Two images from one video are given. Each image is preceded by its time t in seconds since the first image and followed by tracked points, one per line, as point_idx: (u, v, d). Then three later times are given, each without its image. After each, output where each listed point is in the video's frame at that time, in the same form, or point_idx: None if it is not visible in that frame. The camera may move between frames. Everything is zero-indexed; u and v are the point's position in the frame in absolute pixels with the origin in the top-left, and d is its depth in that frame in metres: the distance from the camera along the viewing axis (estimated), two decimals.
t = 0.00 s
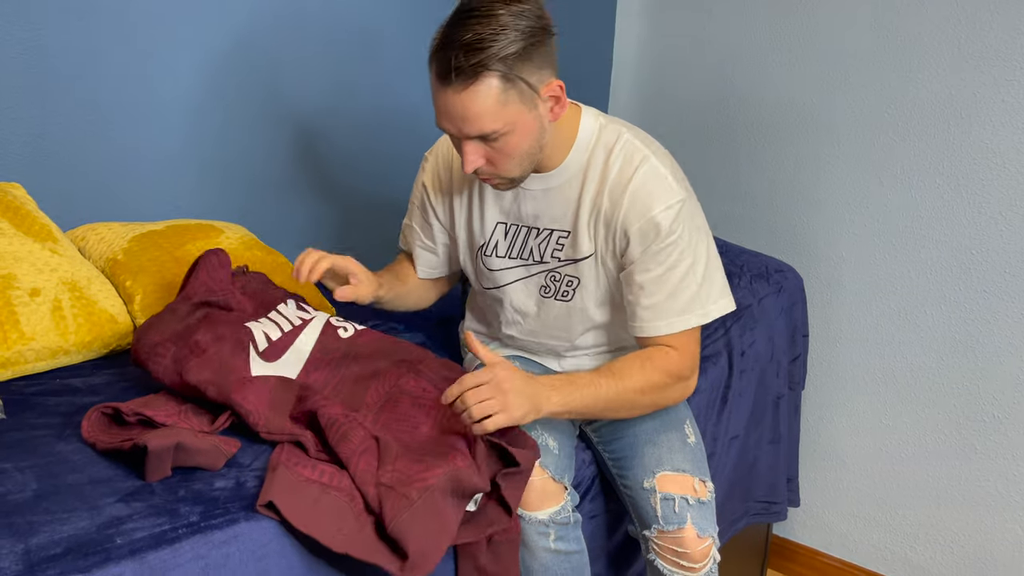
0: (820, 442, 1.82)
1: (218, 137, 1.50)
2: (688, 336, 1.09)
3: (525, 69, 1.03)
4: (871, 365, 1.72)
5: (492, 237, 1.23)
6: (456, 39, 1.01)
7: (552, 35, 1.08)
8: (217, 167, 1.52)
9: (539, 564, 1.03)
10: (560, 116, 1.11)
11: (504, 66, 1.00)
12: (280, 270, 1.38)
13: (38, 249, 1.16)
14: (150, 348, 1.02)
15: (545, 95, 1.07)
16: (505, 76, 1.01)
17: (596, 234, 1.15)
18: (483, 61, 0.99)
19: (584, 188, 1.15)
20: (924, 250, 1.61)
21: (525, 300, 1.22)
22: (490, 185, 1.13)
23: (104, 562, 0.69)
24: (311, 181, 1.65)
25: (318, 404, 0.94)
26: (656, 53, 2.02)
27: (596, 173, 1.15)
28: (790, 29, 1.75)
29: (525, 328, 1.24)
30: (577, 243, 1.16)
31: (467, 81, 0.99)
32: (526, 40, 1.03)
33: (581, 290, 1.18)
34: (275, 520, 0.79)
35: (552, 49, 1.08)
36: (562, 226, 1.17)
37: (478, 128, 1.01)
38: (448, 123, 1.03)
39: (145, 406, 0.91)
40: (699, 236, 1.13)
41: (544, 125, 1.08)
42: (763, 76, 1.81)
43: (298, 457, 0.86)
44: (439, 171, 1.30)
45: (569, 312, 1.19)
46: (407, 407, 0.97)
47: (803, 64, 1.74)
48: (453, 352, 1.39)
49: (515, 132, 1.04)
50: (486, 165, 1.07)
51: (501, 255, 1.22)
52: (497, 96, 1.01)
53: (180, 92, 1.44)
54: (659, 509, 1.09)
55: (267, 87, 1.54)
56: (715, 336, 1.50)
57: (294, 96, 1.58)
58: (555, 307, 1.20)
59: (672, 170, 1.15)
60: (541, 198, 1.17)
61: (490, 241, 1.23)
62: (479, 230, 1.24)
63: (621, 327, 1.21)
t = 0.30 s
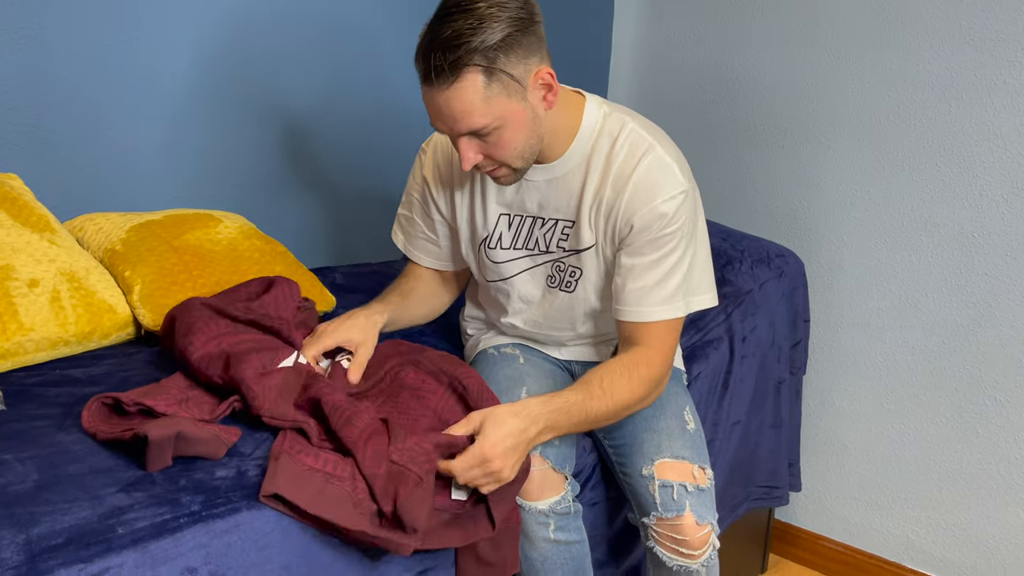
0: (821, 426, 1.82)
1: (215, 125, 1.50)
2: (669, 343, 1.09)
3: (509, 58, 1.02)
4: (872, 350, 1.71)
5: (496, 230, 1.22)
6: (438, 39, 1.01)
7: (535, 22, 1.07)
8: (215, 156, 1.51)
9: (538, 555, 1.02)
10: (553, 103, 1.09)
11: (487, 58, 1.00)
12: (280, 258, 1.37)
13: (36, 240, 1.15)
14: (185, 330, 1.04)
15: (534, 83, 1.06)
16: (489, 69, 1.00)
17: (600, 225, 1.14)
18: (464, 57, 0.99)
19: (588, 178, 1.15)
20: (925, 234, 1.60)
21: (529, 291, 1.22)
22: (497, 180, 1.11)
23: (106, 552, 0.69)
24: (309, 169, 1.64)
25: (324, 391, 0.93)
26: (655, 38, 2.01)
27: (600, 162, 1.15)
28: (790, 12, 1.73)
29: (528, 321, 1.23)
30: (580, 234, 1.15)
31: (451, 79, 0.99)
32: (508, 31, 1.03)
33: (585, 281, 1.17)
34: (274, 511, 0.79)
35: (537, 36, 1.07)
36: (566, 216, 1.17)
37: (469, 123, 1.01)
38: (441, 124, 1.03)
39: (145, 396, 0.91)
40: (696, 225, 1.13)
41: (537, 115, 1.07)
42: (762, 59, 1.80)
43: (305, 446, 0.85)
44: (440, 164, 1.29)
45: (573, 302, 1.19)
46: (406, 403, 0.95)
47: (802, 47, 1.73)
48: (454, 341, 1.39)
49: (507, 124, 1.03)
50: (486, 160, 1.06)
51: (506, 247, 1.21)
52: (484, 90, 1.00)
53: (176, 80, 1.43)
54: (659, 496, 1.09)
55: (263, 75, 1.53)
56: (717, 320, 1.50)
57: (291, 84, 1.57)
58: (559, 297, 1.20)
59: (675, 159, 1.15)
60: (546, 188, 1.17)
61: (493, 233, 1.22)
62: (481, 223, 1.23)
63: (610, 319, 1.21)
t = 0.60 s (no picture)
0: (827, 408, 1.81)
1: (213, 112, 1.48)
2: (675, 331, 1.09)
3: (514, 41, 1.01)
4: (876, 331, 1.71)
5: (497, 216, 1.20)
6: (440, 22, 0.99)
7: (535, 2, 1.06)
8: (213, 144, 1.50)
9: (543, 542, 1.01)
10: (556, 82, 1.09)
11: (493, 40, 0.99)
12: (280, 245, 1.36)
13: (34, 231, 1.14)
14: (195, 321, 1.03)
15: (538, 63, 1.06)
16: (495, 51, 0.99)
17: (603, 208, 1.13)
18: (470, 40, 0.98)
19: (588, 161, 1.13)
20: (930, 214, 1.59)
21: (531, 276, 1.21)
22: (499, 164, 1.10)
23: (109, 545, 0.69)
24: (308, 156, 1.63)
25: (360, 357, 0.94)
26: (656, 19, 1.99)
27: (600, 145, 1.13)
28: None
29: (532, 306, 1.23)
30: (583, 218, 1.14)
31: (458, 62, 0.98)
32: (511, 13, 1.02)
33: (588, 264, 1.17)
34: (280, 499, 0.79)
35: (537, 15, 1.06)
36: (567, 200, 1.16)
37: (476, 107, 0.99)
38: (445, 107, 1.01)
39: (147, 387, 0.90)
40: (699, 206, 1.13)
41: (541, 95, 1.06)
42: (764, 39, 1.78)
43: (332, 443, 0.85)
44: (438, 151, 1.27)
45: (576, 286, 1.18)
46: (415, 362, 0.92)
47: (805, 26, 1.70)
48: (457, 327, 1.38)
49: (513, 106, 1.02)
50: (492, 144, 1.05)
51: (507, 233, 1.20)
52: (491, 72, 0.99)
53: (172, 68, 1.41)
54: (666, 480, 1.09)
55: (259, 61, 1.51)
56: (720, 304, 1.49)
57: (288, 69, 1.56)
58: (562, 282, 1.19)
59: (675, 139, 1.14)
60: (547, 172, 1.15)
61: (495, 219, 1.21)
62: (482, 209, 1.22)
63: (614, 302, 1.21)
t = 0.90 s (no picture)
0: (834, 387, 1.80)
1: (208, 99, 1.45)
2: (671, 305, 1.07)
3: (529, 13, 0.98)
4: (884, 308, 1.68)
5: (497, 193, 1.18)
6: None
7: None
8: (209, 132, 1.47)
9: (551, 529, 1.00)
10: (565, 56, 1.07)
11: (509, 11, 0.96)
12: (278, 233, 1.34)
13: (28, 223, 1.12)
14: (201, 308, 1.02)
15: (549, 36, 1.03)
16: (511, 22, 0.96)
17: (604, 182, 1.11)
18: (486, 8, 0.95)
19: (588, 134, 1.11)
20: (938, 189, 1.56)
21: (533, 255, 1.19)
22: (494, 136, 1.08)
23: (109, 544, 0.67)
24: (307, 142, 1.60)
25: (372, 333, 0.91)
26: None
27: (600, 118, 1.11)
28: None
29: (533, 285, 1.21)
30: (583, 192, 1.12)
31: (472, 31, 0.94)
32: None
33: (591, 240, 1.15)
34: (286, 493, 0.78)
35: None
36: (568, 175, 1.14)
37: (485, 77, 0.97)
38: (451, 74, 0.98)
39: (144, 381, 0.88)
40: (699, 178, 1.12)
41: (548, 69, 1.04)
42: (769, 13, 1.74)
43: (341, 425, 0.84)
44: (435, 131, 1.25)
45: (578, 264, 1.17)
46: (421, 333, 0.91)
47: None
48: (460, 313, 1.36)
49: (521, 78, 1.00)
50: (493, 116, 1.03)
51: (507, 212, 1.18)
52: (503, 43, 0.96)
53: (164, 53, 1.38)
54: (676, 463, 1.07)
55: (255, 46, 1.48)
56: (727, 284, 1.47)
57: (285, 54, 1.53)
58: (564, 259, 1.17)
59: (675, 111, 1.12)
60: (547, 147, 1.13)
61: (494, 198, 1.18)
62: (481, 188, 1.19)
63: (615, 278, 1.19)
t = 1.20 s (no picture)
0: (843, 364, 1.78)
1: (203, 82, 1.42)
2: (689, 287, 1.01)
3: None
4: (894, 283, 1.66)
5: (498, 172, 1.15)
6: None
7: None
8: (204, 116, 1.44)
9: (561, 516, 0.98)
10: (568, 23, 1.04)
11: None
12: (276, 218, 1.32)
13: (20, 212, 1.10)
14: (182, 302, 0.99)
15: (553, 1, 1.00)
16: None
17: (608, 158, 1.08)
18: None
19: (592, 109, 1.09)
20: (950, 161, 1.53)
21: (536, 236, 1.16)
22: (495, 108, 1.04)
23: (107, 544, 0.66)
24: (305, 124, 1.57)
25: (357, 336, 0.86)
26: None
27: (603, 94, 1.09)
28: None
29: (536, 267, 1.18)
30: (587, 169, 1.09)
31: None
32: None
33: (595, 218, 1.12)
34: (285, 487, 0.76)
35: None
36: (571, 153, 1.11)
37: (488, 41, 0.93)
38: (452, 38, 0.95)
39: (142, 373, 0.86)
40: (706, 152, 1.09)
41: (553, 36, 1.01)
42: None
43: (345, 421, 0.83)
44: (433, 109, 1.22)
45: (581, 243, 1.14)
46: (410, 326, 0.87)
47: None
48: (463, 296, 1.34)
49: (525, 43, 0.96)
50: (495, 83, 0.99)
51: (508, 191, 1.15)
52: (507, 4, 0.93)
53: (157, 37, 1.35)
54: (683, 448, 1.05)
55: (249, 27, 1.45)
56: (734, 262, 1.44)
57: (281, 35, 1.49)
58: (567, 239, 1.14)
59: (681, 84, 1.09)
60: (549, 124, 1.10)
61: (495, 176, 1.16)
62: (482, 167, 1.17)
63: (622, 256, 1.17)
